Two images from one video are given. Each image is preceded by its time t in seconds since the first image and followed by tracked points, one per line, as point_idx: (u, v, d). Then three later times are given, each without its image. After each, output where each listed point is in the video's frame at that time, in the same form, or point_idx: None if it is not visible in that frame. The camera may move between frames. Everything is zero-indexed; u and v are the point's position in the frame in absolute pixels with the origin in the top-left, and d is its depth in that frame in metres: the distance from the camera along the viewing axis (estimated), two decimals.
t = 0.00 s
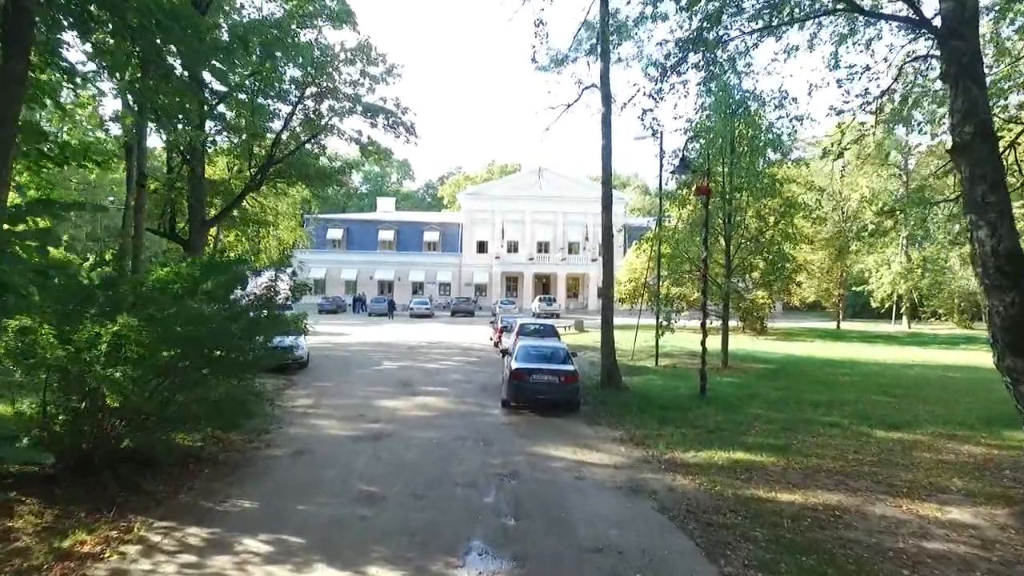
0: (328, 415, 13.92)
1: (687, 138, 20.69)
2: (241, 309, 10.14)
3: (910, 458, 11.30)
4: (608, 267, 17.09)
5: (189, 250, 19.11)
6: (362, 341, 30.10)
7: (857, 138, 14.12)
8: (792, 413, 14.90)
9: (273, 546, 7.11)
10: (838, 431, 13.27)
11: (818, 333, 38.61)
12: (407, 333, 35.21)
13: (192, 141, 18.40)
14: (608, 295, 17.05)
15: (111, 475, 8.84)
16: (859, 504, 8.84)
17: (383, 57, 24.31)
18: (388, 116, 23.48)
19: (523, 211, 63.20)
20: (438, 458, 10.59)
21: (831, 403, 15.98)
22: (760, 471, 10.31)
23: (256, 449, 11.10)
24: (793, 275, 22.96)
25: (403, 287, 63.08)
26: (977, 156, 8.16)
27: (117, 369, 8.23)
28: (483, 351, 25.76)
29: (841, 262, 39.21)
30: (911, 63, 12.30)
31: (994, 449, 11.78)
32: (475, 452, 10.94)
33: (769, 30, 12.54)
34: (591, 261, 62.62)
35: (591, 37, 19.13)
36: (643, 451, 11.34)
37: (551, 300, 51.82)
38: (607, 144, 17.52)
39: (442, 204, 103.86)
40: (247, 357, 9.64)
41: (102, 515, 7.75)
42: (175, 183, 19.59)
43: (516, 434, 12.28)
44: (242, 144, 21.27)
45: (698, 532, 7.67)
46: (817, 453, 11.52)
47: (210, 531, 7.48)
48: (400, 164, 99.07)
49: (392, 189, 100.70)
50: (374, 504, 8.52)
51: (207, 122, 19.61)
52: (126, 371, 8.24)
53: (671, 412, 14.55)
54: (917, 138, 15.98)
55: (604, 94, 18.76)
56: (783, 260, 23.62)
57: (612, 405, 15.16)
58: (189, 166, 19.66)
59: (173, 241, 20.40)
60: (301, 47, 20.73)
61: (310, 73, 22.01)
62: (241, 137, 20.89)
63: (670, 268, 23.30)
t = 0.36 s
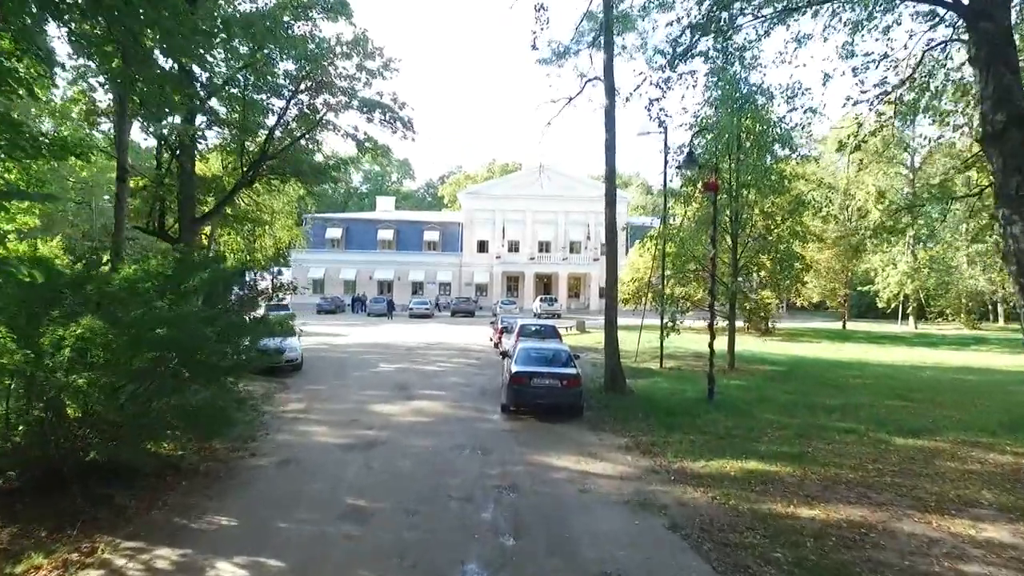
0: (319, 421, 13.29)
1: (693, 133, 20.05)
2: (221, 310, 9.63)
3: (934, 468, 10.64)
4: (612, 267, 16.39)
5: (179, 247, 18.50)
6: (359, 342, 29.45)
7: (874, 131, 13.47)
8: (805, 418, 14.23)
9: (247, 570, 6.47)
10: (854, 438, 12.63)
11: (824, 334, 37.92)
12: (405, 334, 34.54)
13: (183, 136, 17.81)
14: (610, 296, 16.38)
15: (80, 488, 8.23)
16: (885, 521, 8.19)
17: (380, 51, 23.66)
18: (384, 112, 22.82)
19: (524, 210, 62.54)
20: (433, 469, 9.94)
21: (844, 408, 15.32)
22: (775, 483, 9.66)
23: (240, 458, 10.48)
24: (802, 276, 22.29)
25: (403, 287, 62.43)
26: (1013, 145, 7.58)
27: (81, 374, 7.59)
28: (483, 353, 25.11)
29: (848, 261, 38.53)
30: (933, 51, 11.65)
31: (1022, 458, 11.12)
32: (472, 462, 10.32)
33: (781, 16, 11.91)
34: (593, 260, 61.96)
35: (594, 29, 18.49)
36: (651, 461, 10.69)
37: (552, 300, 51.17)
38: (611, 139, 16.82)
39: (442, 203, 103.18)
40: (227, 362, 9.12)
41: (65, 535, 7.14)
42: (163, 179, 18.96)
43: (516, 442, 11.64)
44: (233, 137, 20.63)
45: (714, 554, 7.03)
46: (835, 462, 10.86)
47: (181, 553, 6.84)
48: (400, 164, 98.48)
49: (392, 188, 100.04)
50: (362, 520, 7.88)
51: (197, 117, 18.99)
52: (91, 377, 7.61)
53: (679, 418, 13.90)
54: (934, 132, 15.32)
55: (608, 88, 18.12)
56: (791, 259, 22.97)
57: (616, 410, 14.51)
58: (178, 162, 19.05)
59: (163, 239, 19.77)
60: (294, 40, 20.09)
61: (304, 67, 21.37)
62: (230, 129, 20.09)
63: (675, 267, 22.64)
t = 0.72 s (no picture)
0: (309, 427, 12.64)
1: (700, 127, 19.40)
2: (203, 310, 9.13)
3: (961, 478, 9.97)
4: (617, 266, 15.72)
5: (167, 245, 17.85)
6: (356, 343, 28.78)
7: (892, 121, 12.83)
8: (820, 424, 13.55)
9: None
10: (874, 445, 11.95)
11: (830, 334, 37.26)
12: (404, 334, 33.87)
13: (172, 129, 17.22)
14: (615, 296, 15.71)
15: (39, 506, 7.59)
16: (918, 540, 7.50)
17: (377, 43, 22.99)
18: (381, 106, 22.12)
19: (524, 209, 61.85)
20: (426, 481, 9.28)
21: (860, 414, 14.64)
22: (794, 496, 8.99)
23: (222, 468, 9.83)
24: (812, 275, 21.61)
25: (402, 287, 61.79)
26: None
27: (35, 382, 6.94)
28: (483, 355, 24.47)
29: (854, 261, 37.87)
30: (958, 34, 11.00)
31: None
32: (469, 473, 9.66)
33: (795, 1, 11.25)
34: (595, 260, 61.25)
35: (597, 18, 17.84)
36: (659, 472, 10.02)
37: (553, 300, 50.48)
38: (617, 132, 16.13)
39: (442, 202, 102.50)
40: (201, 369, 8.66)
41: (16, 559, 6.48)
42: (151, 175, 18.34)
43: (515, 450, 10.96)
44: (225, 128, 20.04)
45: None
46: (856, 472, 10.18)
47: None
48: (400, 163, 97.93)
49: (392, 187, 99.37)
50: (346, 541, 7.22)
51: (186, 110, 18.37)
52: (46, 384, 7.01)
53: (687, 424, 13.23)
54: (954, 121, 14.62)
55: (612, 78, 17.46)
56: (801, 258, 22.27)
57: (622, 416, 13.84)
58: (167, 157, 18.45)
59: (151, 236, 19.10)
60: (287, 30, 19.42)
61: (298, 59, 20.71)
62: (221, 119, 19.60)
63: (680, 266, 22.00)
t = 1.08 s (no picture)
0: (299, 434, 11.97)
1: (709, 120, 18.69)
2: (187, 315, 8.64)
3: (995, 491, 9.29)
4: (623, 264, 15.03)
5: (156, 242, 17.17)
6: (353, 343, 28.12)
7: (915, 111, 12.14)
8: (837, 431, 12.86)
9: None
10: (897, 453, 11.26)
11: (837, 335, 36.60)
12: (403, 334, 33.21)
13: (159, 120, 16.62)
14: (621, 296, 15.01)
15: None
16: (959, 564, 6.82)
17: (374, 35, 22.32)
18: (378, 99, 21.45)
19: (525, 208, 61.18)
20: (420, 495, 8.61)
21: (879, 419, 13.97)
22: (818, 512, 8.30)
23: (201, 480, 9.16)
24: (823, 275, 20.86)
25: (402, 286, 61.14)
26: None
27: None
28: (483, 356, 23.81)
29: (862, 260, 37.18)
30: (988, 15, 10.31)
31: None
32: (466, 486, 8.98)
33: None
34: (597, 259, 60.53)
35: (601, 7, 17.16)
36: (671, 484, 9.34)
37: (554, 300, 49.80)
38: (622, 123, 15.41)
39: (442, 202, 101.77)
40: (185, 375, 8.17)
41: None
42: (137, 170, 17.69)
43: (516, 460, 10.29)
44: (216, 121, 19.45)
45: None
46: (882, 484, 9.50)
47: None
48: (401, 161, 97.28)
49: (392, 186, 98.65)
50: (330, 565, 6.55)
51: (175, 102, 17.71)
52: None
53: (698, 431, 12.55)
54: (976, 112, 13.94)
55: (617, 68, 16.74)
56: (812, 257, 21.56)
57: (628, 422, 13.17)
58: (154, 152, 17.83)
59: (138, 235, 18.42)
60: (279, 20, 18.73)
61: (291, 50, 20.02)
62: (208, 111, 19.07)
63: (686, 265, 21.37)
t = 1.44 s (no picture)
0: (286, 443, 11.26)
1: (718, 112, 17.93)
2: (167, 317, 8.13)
3: None
4: (629, 264, 14.33)
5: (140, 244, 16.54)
6: (350, 345, 27.42)
7: (942, 100, 11.39)
8: (857, 439, 12.14)
9: None
10: (923, 465, 10.54)
11: (844, 336, 35.88)
12: (401, 335, 32.49)
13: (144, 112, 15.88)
14: (626, 296, 14.32)
15: None
16: None
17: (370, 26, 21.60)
18: (374, 93, 20.72)
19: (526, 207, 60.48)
20: (412, 513, 7.90)
21: (899, 426, 13.26)
22: (848, 533, 7.58)
23: (176, 496, 8.45)
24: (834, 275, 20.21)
25: (401, 286, 60.42)
26: None
27: None
28: (483, 358, 23.09)
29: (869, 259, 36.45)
30: None
31: None
32: (463, 503, 8.26)
33: None
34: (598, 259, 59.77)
35: None
36: (685, 501, 8.62)
37: (556, 300, 49.11)
38: (628, 114, 14.70)
39: (443, 201, 101.00)
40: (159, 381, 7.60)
41: None
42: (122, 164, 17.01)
43: (517, 473, 9.56)
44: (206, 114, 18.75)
45: None
46: (913, 500, 8.78)
47: None
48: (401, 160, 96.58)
49: (392, 185, 97.91)
50: None
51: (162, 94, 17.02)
52: None
53: (709, 440, 11.84)
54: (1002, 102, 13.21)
55: (623, 56, 15.88)
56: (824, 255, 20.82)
57: (635, 430, 12.46)
58: (140, 146, 17.17)
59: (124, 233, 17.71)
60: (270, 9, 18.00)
61: (283, 41, 19.29)
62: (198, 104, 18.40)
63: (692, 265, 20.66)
